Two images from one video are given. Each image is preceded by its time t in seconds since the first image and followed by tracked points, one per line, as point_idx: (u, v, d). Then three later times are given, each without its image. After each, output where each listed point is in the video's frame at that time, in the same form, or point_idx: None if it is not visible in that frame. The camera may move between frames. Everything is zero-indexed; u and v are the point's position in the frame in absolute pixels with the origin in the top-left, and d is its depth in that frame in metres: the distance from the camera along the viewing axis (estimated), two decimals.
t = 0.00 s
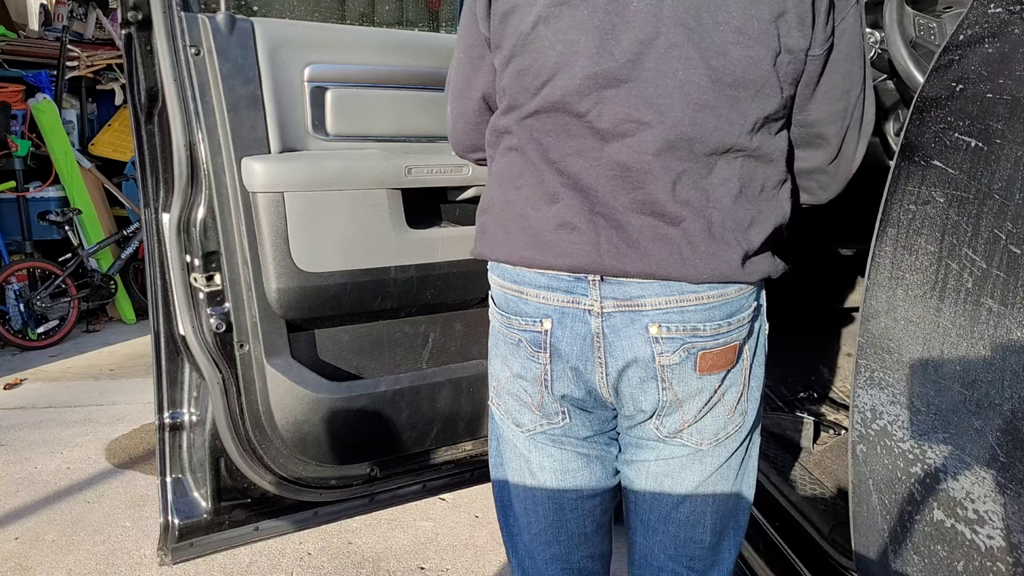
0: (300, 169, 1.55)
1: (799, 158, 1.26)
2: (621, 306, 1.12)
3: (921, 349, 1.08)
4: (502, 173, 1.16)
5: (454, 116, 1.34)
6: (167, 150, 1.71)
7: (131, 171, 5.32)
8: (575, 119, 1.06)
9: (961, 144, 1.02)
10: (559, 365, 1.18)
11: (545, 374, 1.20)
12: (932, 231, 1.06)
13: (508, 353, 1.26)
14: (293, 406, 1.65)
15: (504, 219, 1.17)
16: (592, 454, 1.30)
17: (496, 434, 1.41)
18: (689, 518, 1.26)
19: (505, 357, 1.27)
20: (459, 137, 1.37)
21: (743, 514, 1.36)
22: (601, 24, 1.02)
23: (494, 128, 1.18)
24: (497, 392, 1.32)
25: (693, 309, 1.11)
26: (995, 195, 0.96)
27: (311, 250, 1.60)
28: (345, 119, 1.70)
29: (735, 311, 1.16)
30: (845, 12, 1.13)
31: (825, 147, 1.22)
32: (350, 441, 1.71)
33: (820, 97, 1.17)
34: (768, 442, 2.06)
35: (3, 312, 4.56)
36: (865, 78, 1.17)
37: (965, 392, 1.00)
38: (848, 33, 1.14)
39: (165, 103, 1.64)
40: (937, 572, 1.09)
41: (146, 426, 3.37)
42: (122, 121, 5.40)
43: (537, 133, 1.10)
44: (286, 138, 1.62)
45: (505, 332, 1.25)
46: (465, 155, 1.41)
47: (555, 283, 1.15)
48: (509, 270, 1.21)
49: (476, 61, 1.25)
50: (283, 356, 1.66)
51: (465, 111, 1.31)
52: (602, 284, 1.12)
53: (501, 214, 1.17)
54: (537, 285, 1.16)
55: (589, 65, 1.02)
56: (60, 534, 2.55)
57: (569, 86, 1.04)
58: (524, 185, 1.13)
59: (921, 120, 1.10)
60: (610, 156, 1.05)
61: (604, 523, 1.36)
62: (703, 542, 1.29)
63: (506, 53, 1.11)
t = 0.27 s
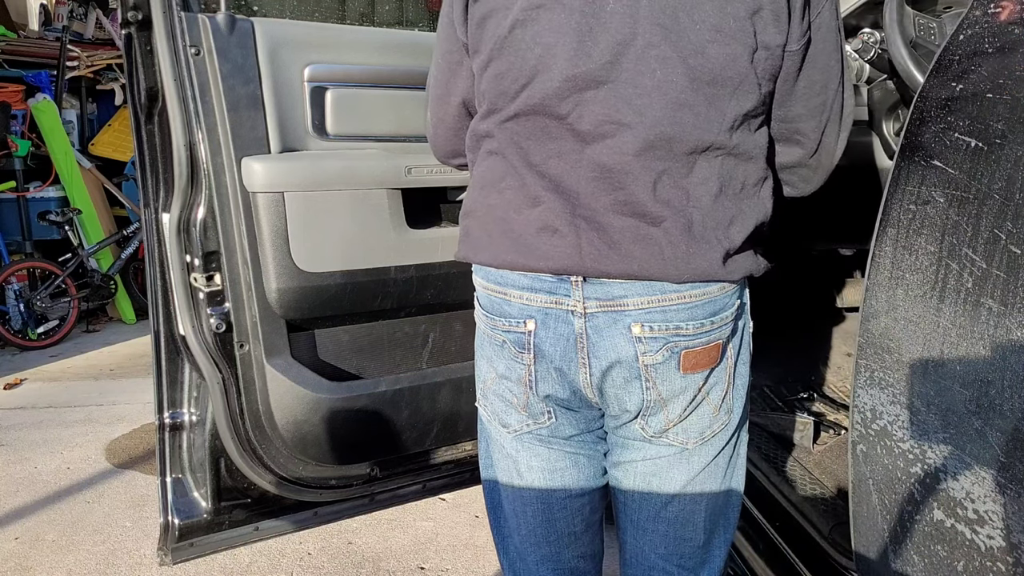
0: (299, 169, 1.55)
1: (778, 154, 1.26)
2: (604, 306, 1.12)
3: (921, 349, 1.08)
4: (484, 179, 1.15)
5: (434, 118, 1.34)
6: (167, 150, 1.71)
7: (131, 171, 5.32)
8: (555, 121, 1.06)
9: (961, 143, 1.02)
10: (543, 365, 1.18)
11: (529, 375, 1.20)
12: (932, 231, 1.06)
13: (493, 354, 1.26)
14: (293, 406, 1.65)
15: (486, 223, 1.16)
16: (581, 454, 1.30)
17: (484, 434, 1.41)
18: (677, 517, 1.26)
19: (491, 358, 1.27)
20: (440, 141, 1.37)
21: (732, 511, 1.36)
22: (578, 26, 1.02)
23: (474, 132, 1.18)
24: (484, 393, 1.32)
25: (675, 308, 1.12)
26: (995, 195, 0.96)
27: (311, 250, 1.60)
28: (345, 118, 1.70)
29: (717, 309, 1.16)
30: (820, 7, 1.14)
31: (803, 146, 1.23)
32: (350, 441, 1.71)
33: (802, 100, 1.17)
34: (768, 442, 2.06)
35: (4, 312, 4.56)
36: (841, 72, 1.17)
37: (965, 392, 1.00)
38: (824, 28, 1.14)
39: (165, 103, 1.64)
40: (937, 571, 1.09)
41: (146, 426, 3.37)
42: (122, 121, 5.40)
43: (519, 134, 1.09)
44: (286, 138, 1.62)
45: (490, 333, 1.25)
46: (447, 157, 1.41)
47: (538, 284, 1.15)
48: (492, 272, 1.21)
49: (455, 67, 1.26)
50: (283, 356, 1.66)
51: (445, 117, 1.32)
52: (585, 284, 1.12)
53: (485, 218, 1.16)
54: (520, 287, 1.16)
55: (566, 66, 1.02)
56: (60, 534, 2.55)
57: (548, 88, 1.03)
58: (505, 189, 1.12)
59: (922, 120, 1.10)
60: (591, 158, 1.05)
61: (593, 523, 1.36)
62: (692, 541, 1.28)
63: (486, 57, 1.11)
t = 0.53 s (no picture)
0: (298, 169, 1.55)
1: (762, 148, 1.22)
2: (585, 306, 1.12)
3: (920, 348, 1.08)
4: (467, 184, 1.16)
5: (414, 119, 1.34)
6: (167, 150, 1.71)
7: (131, 171, 5.32)
8: (532, 125, 1.06)
9: (961, 143, 1.02)
10: (526, 365, 1.18)
11: (512, 376, 1.20)
12: (932, 231, 1.07)
13: (478, 355, 1.27)
14: (293, 406, 1.65)
15: (470, 228, 1.17)
16: (569, 453, 1.30)
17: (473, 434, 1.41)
18: (669, 514, 1.26)
19: (476, 358, 1.27)
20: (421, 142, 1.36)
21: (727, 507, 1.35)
22: (550, 29, 1.03)
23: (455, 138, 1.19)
24: (471, 393, 1.32)
25: (656, 307, 1.12)
26: (995, 195, 0.96)
27: (311, 250, 1.60)
28: (345, 118, 1.70)
29: (700, 306, 1.16)
30: None
31: (788, 135, 1.17)
32: (350, 441, 1.71)
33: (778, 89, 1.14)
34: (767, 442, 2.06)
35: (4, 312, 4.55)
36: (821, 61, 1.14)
37: (965, 392, 1.00)
38: (798, 18, 1.13)
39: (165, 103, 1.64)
40: (938, 571, 1.08)
41: (146, 426, 3.37)
42: (122, 121, 5.40)
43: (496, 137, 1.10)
44: (286, 138, 1.62)
45: (475, 334, 1.26)
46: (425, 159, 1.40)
47: (521, 285, 1.16)
48: (477, 274, 1.23)
49: (434, 72, 1.27)
50: (283, 357, 1.66)
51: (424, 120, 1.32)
52: (566, 285, 1.12)
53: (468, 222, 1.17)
54: (504, 288, 1.17)
55: (542, 70, 1.03)
56: (60, 534, 2.55)
57: (523, 92, 1.04)
58: (486, 195, 1.13)
59: (922, 120, 1.10)
60: (569, 159, 1.05)
61: (581, 522, 1.36)
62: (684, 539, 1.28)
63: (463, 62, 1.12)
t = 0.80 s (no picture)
0: (298, 168, 1.55)
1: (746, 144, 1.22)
2: (578, 305, 1.12)
3: (920, 349, 1.08)
4: (455, 187, 1.17)
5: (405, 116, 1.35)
6: (167, 150, 1.71)
7: (131, 171, 5.32)
8: (514, 126, 1.07)
9: (961, 144, 1.02)
10: (521, 365, 1.18)
11: (507, 376, 1.20)
12: (932, 231, 1.07)
13: (473, 354, 1.27)
14: (293, 406, 1.65)
15: (460, 229, 1.18)
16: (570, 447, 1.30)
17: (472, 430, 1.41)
18: (679, 495, 1.28)
19: (472, 357, 1.28)
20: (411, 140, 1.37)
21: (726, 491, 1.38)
22: (528, 31, 1.03)
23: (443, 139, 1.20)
24: (466, 393, 1.33)
25: (648, 305, 1.12)
26: (995, 195, 0.96)
27: (311, 249, 1.60)
28: (345, 118, 1.70)
29: (694, 301, 1.16)
30: None
31: (773, 132, 1.18)
32: (350, 441, 1.71)
33: (758, 88, 1.15)
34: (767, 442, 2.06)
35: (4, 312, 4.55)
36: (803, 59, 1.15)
37: (965, 392, 1.00)
38: (776, 16, 1.13)
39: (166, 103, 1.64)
40: (938, 571, 1.08)
41: (146, 426, 3.37)
42: (122, 121, 5.40)
43: (478, 138, 1.11)
44: (286, 138, 1.62)
45: (470, 334, 1.25)
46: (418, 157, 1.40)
47: (513, 286, 1.16)
48: (470, 276, 1.22)
49: (420, 72, 1.28)
50: (283, 357, 1.66)
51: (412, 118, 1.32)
52: (558, 285, 1.12)
53: (457, 222, 1.17)
54: (497, 290, 1.17)
55: (519, 72, 1.04)
56: (60, 534, 2.55)
57: (504, 93, 1.05)
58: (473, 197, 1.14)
59: (921, 120, 1.11)
60: (550, 157, 1.05)
61: (578, 520, 1.36)
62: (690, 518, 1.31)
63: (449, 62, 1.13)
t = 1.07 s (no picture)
0: (298, 168, 1.55)
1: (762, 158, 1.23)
2: (599, 298, 1.13)
3: (920, 349, 1.08)
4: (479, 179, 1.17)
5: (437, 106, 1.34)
6: (168, 150, 1.71)
7: (131, 171, 5.32)
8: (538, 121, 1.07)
9: (961, 143, 1.03)
10: (540, 356, 1.18)
11: (525, 367, 1.19)
12: (932, 231, 1.07)
13: (490, 345, 1.25)
14: (293, 406, 1.65)
15: (481, 221, 1.17)
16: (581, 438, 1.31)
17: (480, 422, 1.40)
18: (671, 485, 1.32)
19: (487, 348, 1.26)
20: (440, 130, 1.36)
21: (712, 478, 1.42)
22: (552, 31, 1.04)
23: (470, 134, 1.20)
24: (477, 382, 1.31)
25: (667, 296, 1.14)
26: (995, 195, 0.96)
27: (311, 249, 1.60)
28: (345, 118, 1.70)
29: (709, 293, 1.18)
30: (791, 13, 1.13)
31: (791, 146, 1.19)
32: (350, 441, 1.71)
33: (779, 101, 1.15)
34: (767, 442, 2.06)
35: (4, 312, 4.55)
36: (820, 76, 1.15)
37: (965, 392, 1.00)
38: (796, 32, 1.13)
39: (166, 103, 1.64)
40: (938, 571, 1.08)
41: (146, 426, 3.37)
42: (122, 121, 5.40)
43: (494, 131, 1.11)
44: (286, 138, 1.62)
45: (488, 324, 1.24)
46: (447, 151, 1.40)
47: (534, 278, 1.15)
48: (490, 267, 1.20)
49: (450, 65, 1.28)
50: (283, 357, 1.66)
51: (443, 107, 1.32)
52: (580, 277, 1.13)
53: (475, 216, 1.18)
54: (518, 281, 1.16)
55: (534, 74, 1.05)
56: (60, 534, 2.55)
57: (531, 89, 1.05)
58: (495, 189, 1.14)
59: (922, 120, 1.11)
60: (573, 153, 1.06)
61: (586, 510, 1.36)
62: (683, 511, 1.35)
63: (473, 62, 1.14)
